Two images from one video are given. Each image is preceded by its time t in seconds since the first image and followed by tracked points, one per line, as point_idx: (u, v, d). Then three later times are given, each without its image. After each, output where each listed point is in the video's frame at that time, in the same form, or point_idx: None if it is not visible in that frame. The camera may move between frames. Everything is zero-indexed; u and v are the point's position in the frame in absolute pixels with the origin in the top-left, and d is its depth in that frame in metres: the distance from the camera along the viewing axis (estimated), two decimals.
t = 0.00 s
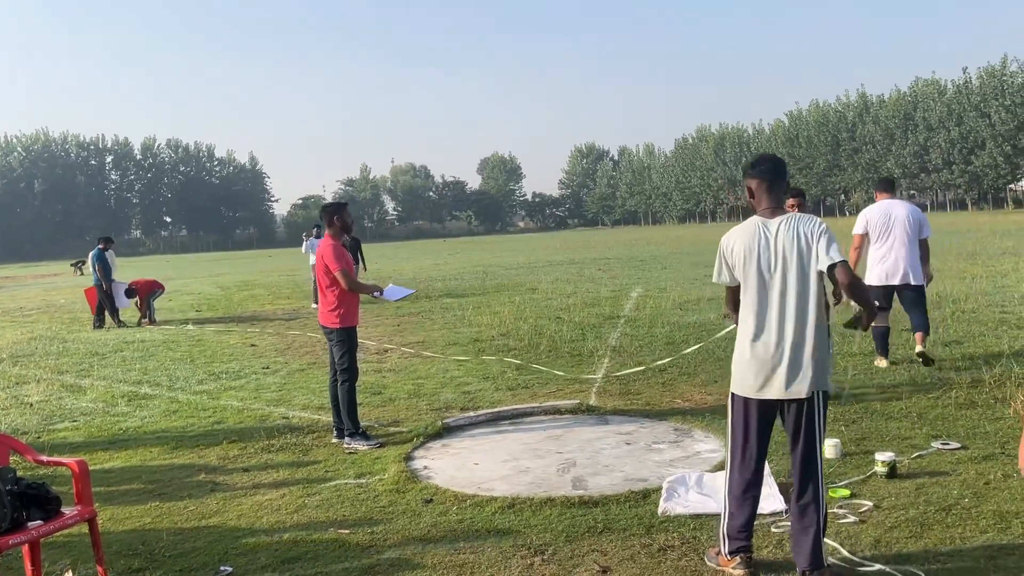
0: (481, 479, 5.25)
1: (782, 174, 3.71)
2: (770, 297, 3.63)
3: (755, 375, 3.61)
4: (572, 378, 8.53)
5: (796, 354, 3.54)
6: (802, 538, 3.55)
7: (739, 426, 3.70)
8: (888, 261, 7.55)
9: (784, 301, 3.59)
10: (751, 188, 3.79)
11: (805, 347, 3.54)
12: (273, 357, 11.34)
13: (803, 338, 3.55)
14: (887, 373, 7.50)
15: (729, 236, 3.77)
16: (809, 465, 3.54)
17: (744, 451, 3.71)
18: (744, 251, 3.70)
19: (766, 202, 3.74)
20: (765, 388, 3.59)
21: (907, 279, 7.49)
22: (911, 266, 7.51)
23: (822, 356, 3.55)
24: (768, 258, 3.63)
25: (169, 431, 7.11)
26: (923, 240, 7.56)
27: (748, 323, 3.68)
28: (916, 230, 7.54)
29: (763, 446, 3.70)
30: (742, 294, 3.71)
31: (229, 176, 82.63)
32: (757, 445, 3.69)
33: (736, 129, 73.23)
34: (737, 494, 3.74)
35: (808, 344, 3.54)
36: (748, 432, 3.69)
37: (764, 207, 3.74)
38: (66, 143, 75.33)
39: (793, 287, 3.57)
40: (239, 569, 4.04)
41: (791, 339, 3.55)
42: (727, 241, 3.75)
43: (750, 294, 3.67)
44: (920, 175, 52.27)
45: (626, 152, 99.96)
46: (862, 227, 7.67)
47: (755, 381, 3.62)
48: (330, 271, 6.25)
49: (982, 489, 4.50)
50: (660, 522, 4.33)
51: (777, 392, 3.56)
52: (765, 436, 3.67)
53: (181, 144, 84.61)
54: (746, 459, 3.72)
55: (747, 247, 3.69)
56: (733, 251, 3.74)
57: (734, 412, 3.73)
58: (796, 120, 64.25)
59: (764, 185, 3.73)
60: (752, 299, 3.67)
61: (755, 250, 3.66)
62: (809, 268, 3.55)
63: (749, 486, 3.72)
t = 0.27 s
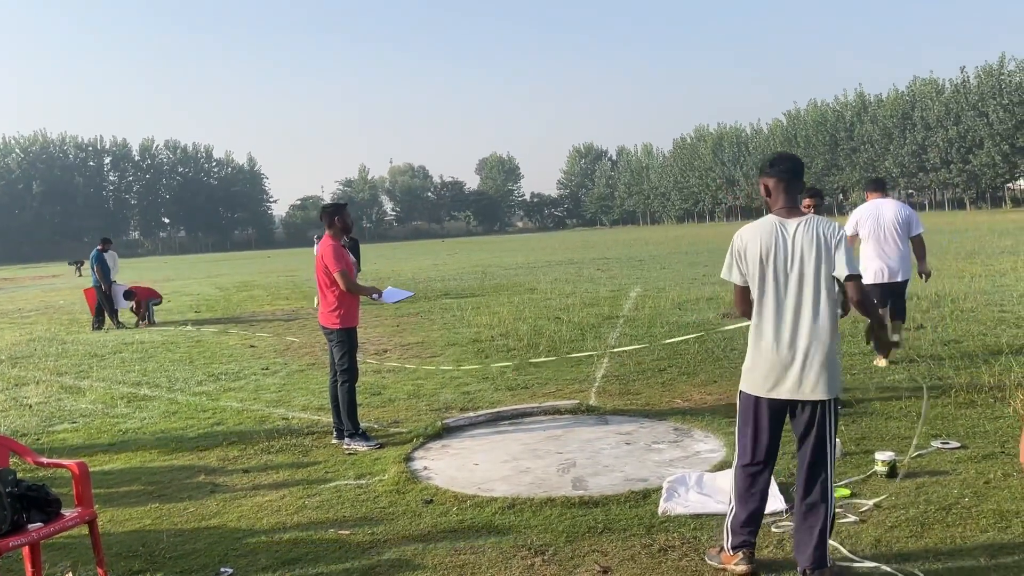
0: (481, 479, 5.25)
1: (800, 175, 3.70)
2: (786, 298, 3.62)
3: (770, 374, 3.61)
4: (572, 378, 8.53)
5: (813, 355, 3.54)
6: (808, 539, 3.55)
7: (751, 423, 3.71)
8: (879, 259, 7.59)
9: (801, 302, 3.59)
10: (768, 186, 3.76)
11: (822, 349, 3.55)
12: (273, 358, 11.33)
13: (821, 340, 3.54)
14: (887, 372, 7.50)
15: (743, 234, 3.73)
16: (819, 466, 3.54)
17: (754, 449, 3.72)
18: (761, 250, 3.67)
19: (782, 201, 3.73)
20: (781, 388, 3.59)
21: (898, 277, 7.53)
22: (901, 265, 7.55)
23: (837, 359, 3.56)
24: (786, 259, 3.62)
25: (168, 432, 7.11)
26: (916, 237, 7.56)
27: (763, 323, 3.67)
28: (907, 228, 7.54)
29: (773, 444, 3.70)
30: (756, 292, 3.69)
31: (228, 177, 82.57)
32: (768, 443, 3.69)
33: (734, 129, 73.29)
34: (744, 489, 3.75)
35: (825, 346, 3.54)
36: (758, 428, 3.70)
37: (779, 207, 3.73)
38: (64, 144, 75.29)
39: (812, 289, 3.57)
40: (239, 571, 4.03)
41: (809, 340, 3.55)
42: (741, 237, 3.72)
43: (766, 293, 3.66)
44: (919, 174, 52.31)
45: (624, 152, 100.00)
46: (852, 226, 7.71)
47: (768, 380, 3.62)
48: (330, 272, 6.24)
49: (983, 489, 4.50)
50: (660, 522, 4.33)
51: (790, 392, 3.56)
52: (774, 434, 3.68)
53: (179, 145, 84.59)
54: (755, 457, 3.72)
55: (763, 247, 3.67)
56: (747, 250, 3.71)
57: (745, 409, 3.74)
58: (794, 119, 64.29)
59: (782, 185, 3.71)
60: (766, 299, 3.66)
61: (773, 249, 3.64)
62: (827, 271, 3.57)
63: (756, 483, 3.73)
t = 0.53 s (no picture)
0: (483, 478, 5.26)
1: (811, 175, 3.73)
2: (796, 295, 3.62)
3: (778, 371, 3.61)
4: (573, 378, 8.51)
5: (822, 354, 3.56)
6: (809, 536, 3.55)
7: (756, 419, 3.72)
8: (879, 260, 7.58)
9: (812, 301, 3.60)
10: (778, 185, 3.77)
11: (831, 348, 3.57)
12: (273, 358, 11.32)
13: (829, 339, 3.57)
14: (889, 371, 7.50)
15: (755, 229, 3.71)
16: (823, 463, 3.55)
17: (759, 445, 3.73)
18: (771, 246, 3.67)
19: (793, 200, 3.75)
20: (789, 385, 3.58)
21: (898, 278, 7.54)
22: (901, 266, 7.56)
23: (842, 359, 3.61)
24: (798, 256, 3.63)
25: (169, 432, 7.11)
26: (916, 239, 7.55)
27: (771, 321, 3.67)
28: (909, 229, 7.54)
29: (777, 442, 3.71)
30: (765, 289, 3.69)
31: (228, 177, 82.57)
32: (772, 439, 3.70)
33: (735, 129, 73.26)
34: (747, 486, 3.76)
35: (832, 344, 3.57)
36: (764, 423, 3.70)
37: (789, 205, 3.74)
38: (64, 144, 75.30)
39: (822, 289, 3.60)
40: (241, 571, 4.03)
41: (817, 339, 3.56)
42: (752, 232, 3.70)
43: (777, 291, 3.65)
44: (919, 173, 52.25)
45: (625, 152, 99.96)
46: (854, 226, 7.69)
47: (777, 377, 3.61)
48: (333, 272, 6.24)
49: (985, 487, 4.50)
50: (662, 521, 4.33)
51: (799, 390, 3.57)
52: (780, 430, 3.68)
53: (180, 145, 84.61)
54: (759, 453, 3.73)
55: (773, 244, 3.67)
56: (758, 245, 3.70)
57: (750, 406, 3.75)
58: (795, 119, 64.25)
59: (792, 183, 3.73)
60: (776, 296, 3.66)
61: (786, 246, 3.64)
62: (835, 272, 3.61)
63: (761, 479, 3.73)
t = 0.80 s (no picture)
0: (485, 477, 5.25)
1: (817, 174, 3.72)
2: (804, 294, 3.61)
3: (784, 371, 3.60)
4: (575, 377, 8.50)
5: (829, 354, 3.56)
6: (811, 535, 3.54)
7: (760, 416, 3.71)
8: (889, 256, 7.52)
9: (818, 302, 3.59)
10: (785, 184, 3.75)
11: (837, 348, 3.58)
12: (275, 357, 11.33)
13: (834, 341, 3.57)
14: (891, 371, 7.48)
15: (762, 228, 3.70)
16: (826, 462, 3.55)
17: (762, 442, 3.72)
18: (778, 245, 3.66)
19: (799, 199, 3.74)
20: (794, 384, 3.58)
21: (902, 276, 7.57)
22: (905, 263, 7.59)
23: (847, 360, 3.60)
24: (805, 256, 3.62)
25: (171, 431, 7.11)
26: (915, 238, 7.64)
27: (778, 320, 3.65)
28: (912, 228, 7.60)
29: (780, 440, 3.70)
30: (773, 288, 3.67)
31: (230, 176, 82.64)
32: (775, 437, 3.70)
33: (737, 128, 73.21)
34: (750, 483, 3.75)
35: (837, 345, 3.57)
36: (769, 420, 3.69)
37: (795, 204, 3.74)
38: (67, 143, 75.40)
39: (828, 289, 3.59)
40: (242, 569, 4.03)
41: (824, 339, 3.56)
42: (759, 230, 3.68)
43: (782, 290, 3.64)
44: (921, 173, 52.14)
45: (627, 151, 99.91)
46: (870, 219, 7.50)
47: (781, 377, 3.61)
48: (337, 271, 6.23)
49: (987, 487, 4.50)
50: (663, 520, 4.33)
51: (803, 389, 3.57)
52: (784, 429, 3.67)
53: (182, 144, 84.71)
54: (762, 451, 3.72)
55: (781, 243, 3.65)
56: (766, 244, 3.69)
57: (754, 402, 3.73)
58: (797, 118, 64.18)
59: (799, 182, 3.72)
60: (782, 295, 3.65)
61: (792, 245, 3.62)
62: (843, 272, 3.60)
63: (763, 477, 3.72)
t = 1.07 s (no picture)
0: (485, 475, 5.26)
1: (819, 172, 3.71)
2: (804, 291, 3.61)
3: (783, 367, 3.60)
4: (576, 375, 8.50)
5: (829, 351, 3.54)
6: (812, 531, 3.54)
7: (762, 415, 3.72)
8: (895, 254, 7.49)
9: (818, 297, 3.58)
10: (787, 184, 3.76)
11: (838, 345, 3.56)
12: (277, 354, 11.34)
13: (835, 336, 3.55)
14: (893, 369, 7.47)
15: (764, 226, 3.71)
16: (828, 459, 3.55)
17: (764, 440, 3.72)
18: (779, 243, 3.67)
19: (801, 198, 3.74)
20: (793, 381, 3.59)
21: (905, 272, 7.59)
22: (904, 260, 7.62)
23: (849, 357, 3.58)
24: (805, 253, 3.62)
25: (173, 429, 7.12)
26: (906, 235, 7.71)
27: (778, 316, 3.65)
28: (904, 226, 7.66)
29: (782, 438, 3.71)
30: (773, 285, 3.69)
31: (232, 174, 82.71)
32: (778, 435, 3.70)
33: (739, 126, 73.16)
34: (752, 481, 3.76)
35: (837, 341, 3.55)
36: (771, 418, 3.69)
37: (797, 203, 3.74)
38: (69, 141, 75.50)
39: (829, 287, 3.57)
40: (243, 566, 4.04)
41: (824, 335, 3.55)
42: (760, 229, 3.71)
43: (783, 288, 3.65)
44: (924, 171, 52.05)
45: (629, 149, 99.85)
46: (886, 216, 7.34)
47: (781, 374, 3.61)
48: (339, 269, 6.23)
49: (988, 485, 4.49)
50: (665, 518, 4.32)
51: (803, 385, 3.56)
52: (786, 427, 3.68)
53: (184, 142, 84.79)
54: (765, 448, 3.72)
55: (782, 240, 3.66)
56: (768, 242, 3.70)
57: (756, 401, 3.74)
58: (800, 117, 64.13)
59: (801, 180, 3.72)
60: (783, 292, 3.65)
61: (792, 243, 3.63)
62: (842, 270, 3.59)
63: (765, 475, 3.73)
